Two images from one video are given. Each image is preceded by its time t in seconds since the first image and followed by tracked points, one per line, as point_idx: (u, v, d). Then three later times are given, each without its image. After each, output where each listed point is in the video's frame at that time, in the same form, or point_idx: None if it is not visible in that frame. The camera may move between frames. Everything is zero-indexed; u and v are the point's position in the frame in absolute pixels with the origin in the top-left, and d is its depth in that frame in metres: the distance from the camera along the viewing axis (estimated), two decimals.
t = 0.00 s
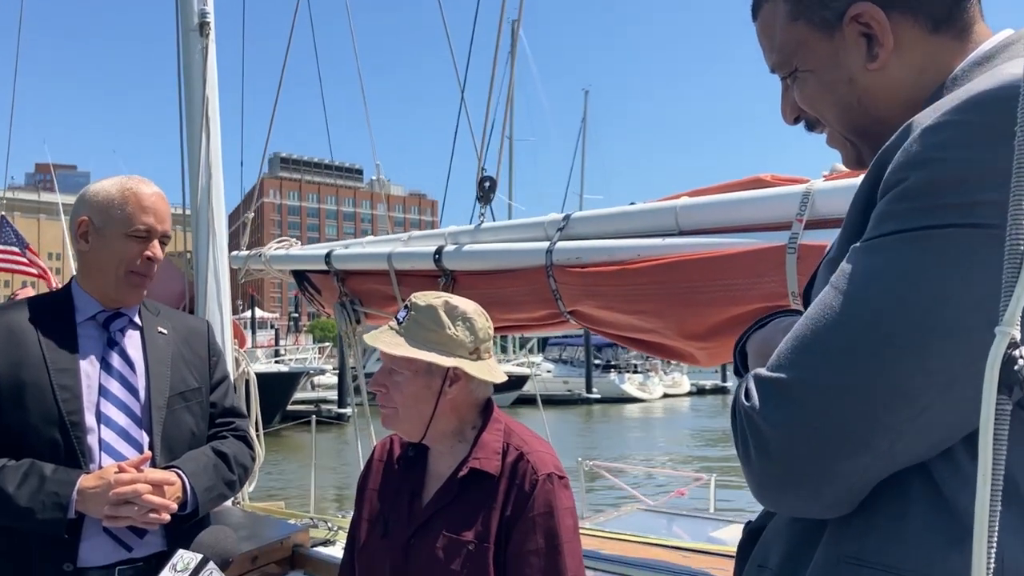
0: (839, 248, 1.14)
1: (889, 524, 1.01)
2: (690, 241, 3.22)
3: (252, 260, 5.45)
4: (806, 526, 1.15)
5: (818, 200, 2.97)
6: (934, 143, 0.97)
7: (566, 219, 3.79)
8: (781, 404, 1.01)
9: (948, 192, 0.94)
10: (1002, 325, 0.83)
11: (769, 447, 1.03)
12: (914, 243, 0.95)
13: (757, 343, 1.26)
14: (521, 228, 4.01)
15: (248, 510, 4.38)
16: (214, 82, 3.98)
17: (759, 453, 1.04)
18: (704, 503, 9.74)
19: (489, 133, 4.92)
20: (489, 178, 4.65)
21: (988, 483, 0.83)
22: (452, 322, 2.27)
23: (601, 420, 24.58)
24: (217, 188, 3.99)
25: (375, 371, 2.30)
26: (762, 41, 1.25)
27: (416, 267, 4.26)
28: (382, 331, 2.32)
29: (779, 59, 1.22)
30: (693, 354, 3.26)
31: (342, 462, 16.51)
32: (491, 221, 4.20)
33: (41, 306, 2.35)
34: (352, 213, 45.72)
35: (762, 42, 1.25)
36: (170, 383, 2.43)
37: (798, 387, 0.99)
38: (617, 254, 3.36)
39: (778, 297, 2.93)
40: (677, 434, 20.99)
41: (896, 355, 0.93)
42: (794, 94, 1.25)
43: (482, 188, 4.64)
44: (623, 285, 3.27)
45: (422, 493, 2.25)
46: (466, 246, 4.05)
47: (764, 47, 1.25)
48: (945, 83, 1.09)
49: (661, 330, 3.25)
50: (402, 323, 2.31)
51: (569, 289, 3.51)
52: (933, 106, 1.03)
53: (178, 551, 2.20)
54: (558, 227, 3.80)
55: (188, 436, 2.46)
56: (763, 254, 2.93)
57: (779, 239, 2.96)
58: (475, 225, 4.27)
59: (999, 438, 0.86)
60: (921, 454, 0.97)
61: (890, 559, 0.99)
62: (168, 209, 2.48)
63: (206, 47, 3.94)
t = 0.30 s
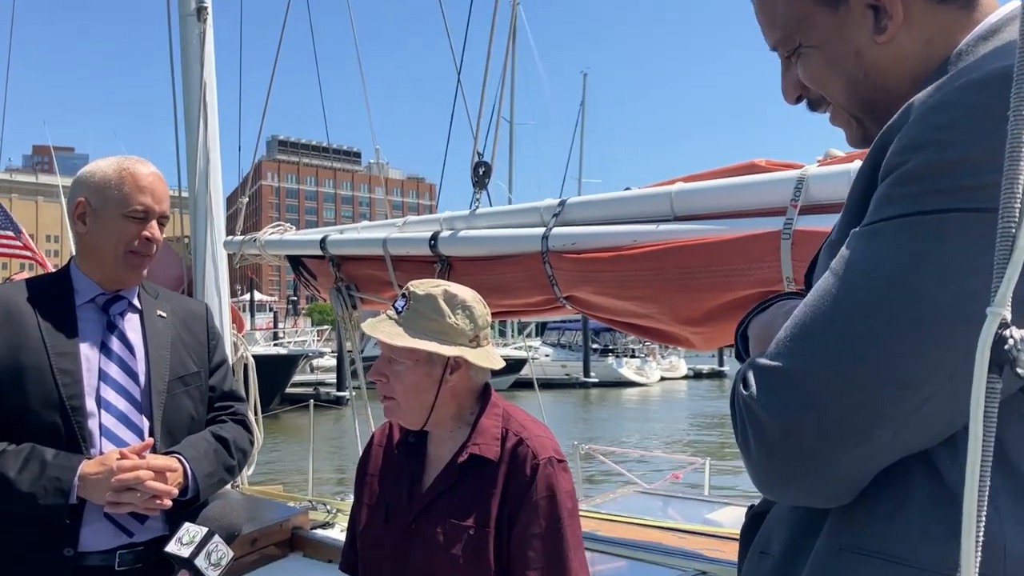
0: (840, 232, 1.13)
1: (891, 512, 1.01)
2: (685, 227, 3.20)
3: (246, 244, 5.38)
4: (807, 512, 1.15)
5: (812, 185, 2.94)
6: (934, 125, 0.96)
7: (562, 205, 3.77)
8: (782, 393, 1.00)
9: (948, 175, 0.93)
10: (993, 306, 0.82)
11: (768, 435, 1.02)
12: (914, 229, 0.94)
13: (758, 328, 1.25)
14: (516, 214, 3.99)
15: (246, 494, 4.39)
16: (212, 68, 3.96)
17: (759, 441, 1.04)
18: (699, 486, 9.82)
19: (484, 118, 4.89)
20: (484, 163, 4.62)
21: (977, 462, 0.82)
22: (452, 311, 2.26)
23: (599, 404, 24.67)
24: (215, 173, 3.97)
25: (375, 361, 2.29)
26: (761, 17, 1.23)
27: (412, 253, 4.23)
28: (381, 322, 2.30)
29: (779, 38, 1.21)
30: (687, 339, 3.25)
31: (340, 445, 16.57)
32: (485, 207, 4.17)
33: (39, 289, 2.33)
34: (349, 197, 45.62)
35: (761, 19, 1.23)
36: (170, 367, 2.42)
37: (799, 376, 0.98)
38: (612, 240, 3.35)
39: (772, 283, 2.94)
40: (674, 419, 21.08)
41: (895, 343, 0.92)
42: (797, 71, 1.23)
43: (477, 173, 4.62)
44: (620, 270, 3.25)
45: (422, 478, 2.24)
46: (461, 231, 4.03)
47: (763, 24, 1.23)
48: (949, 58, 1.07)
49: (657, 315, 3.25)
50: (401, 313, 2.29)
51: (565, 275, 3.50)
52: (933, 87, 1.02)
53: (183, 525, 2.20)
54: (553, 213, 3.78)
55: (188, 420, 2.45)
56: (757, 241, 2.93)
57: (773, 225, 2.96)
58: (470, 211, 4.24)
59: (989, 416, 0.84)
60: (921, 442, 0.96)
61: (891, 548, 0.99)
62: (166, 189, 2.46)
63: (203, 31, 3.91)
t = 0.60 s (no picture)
0: (846, 201, 1.10)
1: (899, 482, 0.98)
2: (688, 214, 3.16)
3: (248, 235, 5.30)
4: (820, 487, 1.12)
5: (813, 173, 2.91)
6: (939, 89, 0.92)
7: (565, 193, 3.73)
8: (785, 369, 0.97)
9: (954, 140, 0.89)
10: (993, 266, 0.80)
11: (773, 410, 0.99)
12: (920, 196, 0.90)
13: (768, 301, 1.22)
14: (519, 203, 3.94)
15: (249, 483, 4.36)
16: (213, 59, 3.93)
17: (764, 416, 1.01)
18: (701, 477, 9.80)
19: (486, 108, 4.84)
20: (487, 153, 4.58)
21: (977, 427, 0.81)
22: (482, 290, 2.29)
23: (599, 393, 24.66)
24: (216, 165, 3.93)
25: (404, 341, 2.24)
26: None
27: (415, 243, 4.19)
28: (412, 299, 2.24)
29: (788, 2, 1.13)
30: (689, 325, 3.21)
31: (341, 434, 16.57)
32: (488, 196, 4.13)
33: (40, 273, 2.30)
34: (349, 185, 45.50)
35: None
36: (172, 352, 2.39)
37: (802, 350, 0.95)
38: (614, 228, 3.30)
39: (774, 269, 2.92)
40: (674, 408, 21.08)
41: (900, 314, 0.89)
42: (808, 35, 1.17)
43: (480, 163, 4.57)
44: (621, 258, 3.22)
45: (432, 459, 2.21)
46: (463, 221, 4.00)
47: None
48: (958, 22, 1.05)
49: (658, 304, 3.21)
50: (433, 291, 2.26)
51: (567, 263, 3.46)
52: (937, 50, 0.98)
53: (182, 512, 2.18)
54: (556, 201, 3.74)
55: (190, 406, 2.43)
56: (759, 227, 2.91)
57: (774, 211, 2.92)
58: (472, 200, 4.21)
59: (988, 378, 0.84)
60: (929, 413, 0.94)
61: (899, 520, 0.96)
62: (166, 172, 2.42)
63: (204, 25, 3.89)
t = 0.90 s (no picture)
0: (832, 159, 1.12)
1: (890, 435, 0.99)
2: (688, 200, 3.14)
3: (253, 228, 5.31)
4: (812, 444, 1.13)
5: (809, 158, 2.91)
6: (921, 43, 0.95)
7: (565, 182, 3.72)
8: (775, 322, 0.99)
9: (935, 92, 0.92)
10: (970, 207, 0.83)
11: (762, 365, 1.02)
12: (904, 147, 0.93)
13: (759, 264, 1.22)
14: (520, 192, 3.94)
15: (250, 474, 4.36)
16: (213, 53, 3.94)
17: (754, 372, 1.04)
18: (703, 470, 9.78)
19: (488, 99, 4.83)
20: (489, 144, 4.57)
21: (955, 367, 0.82)
22: (491, 268, 2.34)
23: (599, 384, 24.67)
24: (216, 158, 3.91)
25: (427, 325, 2.24)
26: None
27: (418, 234, 4.18)
28: (436, 282, 2.24)
29: None
30: (687, 310, 3.22)
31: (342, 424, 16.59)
32: (490, 186, 4.13)
33: (44, 257, 2.30)
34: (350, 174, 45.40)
35: None
36: (176, 336, 2.40)
37: (790, 302, 0.98)
38: (614, 215, 3.30)
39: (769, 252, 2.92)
40: (674, 398, 21.09)
41: (886, 264, 0.91)
42: None
43: (482, 154, 4.56)
44: (621, 244, 3.22)
45: (440, 437, 2.21)
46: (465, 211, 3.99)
47: None
48: None
49: (657, 288, 3.21)
50: (451, 273, 2.27)
51: (567, 250, 3.46)
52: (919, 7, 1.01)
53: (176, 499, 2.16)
54: (556, 190, 3.73)
55: (194, 389, 2.43)
56: (755, 211, 2.90)
57: (772, 196, 2.91)
58: (474, 191, 4.21)
59: (965, 318, 0.85)
60: (917, 362, 0.96)
61: (887, 471, 0.98)
62: (169, 155, 2.42)
63: (203, 20, 3.90)
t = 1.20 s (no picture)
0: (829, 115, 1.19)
1: (863, 381, 1.09)
2: (686, 190, 3.16)
3: (253, 224, 5.31)
4: (793, 395, 1.24)
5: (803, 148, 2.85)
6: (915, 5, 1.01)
7: (564, 174, 3.74)
8: (764, 263, 1.08)
9: (922, 49, 0.98)
10: (946, 164, 0.89)
11: (747, 304, 1.11)
12: (890, 102, 1.00)
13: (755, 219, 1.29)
14: (519, 186, 3.96)
15: (247, 467, 4.37)
16: (212, 49, 3.94)
17: (741, 311, 1.13)
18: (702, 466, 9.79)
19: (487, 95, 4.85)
20: (488, 139, 4.57)
21: (932, 313, 0.88)
22: (485, 255, 2.36)
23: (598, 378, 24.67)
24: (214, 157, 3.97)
25: (424, 312, 2.26)
26: None
27: (418, 227, 4.20)
28: (432, 269, 2.26)
29: None
30: (684, 300, 3.25)
31: (341, 417, 16.60)
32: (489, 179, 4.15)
33: (49, 245, 2.31)
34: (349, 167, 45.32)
35: None
36: (179, 325, 2.42)
37: (778, 244, 1.06)
38: (612, 206, 3.32)
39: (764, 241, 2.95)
40: (672, 393, 21.10)
41: (867, 210, 0.99)
42: None
43: (482, 148, 4.57)
44: (617, 234, 3.24)
45: (437, 421, 2.25)
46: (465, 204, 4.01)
47: None
48: None
49: (654, 278, 3.24)
50: (448, 259, 2.29)
51: (566, 242, 3.47)
52: None
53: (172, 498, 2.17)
54: (555, 182, 3.75)
55: (196, 377, 2.45)
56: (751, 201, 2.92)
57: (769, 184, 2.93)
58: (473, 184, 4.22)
59: (942, 271, 0.90)
60: (894, 313, 1.04)
61: (861, 417, 1.07)
62: (172, 144, 2.44)
63: (202, 16, 3.91)
